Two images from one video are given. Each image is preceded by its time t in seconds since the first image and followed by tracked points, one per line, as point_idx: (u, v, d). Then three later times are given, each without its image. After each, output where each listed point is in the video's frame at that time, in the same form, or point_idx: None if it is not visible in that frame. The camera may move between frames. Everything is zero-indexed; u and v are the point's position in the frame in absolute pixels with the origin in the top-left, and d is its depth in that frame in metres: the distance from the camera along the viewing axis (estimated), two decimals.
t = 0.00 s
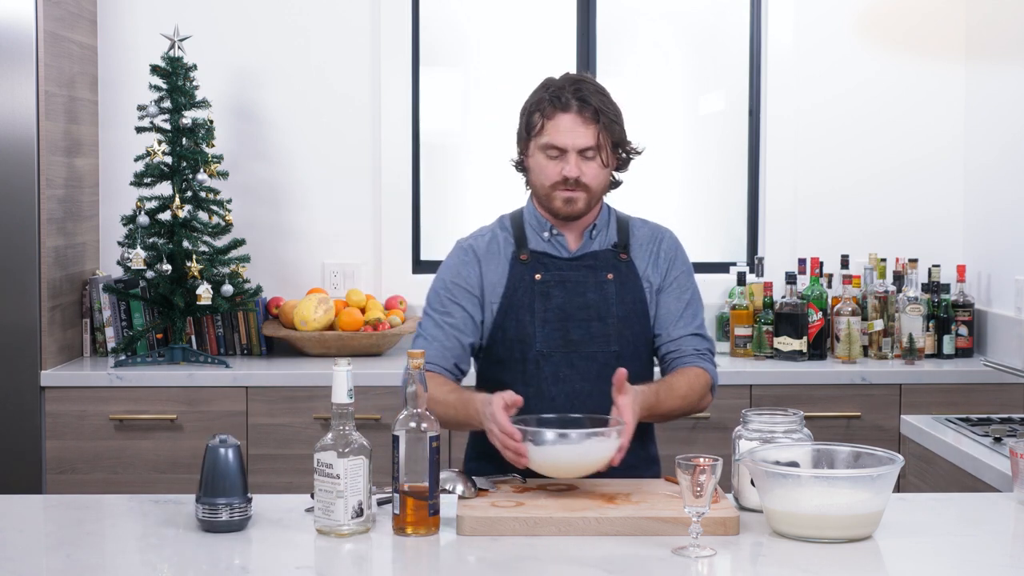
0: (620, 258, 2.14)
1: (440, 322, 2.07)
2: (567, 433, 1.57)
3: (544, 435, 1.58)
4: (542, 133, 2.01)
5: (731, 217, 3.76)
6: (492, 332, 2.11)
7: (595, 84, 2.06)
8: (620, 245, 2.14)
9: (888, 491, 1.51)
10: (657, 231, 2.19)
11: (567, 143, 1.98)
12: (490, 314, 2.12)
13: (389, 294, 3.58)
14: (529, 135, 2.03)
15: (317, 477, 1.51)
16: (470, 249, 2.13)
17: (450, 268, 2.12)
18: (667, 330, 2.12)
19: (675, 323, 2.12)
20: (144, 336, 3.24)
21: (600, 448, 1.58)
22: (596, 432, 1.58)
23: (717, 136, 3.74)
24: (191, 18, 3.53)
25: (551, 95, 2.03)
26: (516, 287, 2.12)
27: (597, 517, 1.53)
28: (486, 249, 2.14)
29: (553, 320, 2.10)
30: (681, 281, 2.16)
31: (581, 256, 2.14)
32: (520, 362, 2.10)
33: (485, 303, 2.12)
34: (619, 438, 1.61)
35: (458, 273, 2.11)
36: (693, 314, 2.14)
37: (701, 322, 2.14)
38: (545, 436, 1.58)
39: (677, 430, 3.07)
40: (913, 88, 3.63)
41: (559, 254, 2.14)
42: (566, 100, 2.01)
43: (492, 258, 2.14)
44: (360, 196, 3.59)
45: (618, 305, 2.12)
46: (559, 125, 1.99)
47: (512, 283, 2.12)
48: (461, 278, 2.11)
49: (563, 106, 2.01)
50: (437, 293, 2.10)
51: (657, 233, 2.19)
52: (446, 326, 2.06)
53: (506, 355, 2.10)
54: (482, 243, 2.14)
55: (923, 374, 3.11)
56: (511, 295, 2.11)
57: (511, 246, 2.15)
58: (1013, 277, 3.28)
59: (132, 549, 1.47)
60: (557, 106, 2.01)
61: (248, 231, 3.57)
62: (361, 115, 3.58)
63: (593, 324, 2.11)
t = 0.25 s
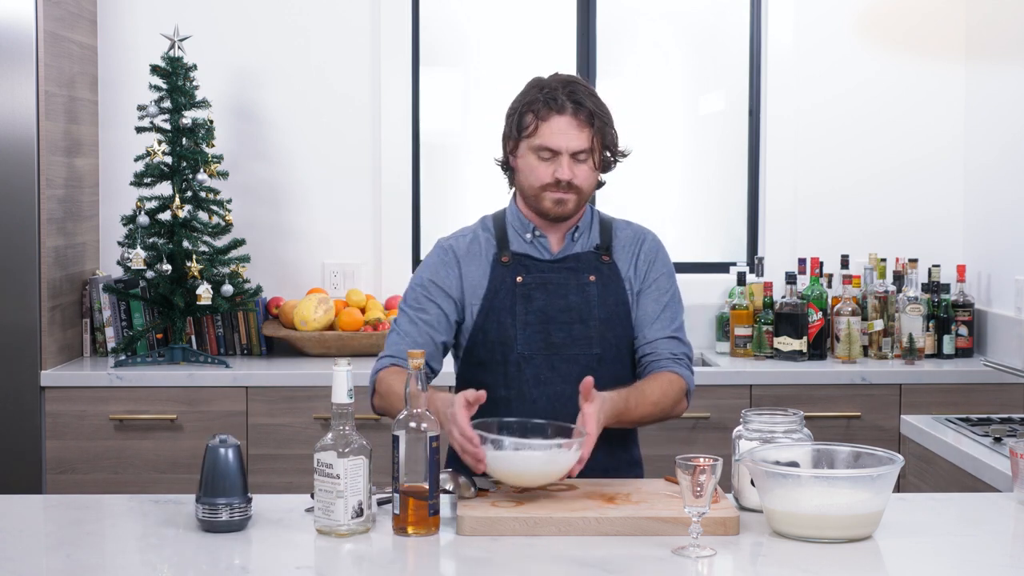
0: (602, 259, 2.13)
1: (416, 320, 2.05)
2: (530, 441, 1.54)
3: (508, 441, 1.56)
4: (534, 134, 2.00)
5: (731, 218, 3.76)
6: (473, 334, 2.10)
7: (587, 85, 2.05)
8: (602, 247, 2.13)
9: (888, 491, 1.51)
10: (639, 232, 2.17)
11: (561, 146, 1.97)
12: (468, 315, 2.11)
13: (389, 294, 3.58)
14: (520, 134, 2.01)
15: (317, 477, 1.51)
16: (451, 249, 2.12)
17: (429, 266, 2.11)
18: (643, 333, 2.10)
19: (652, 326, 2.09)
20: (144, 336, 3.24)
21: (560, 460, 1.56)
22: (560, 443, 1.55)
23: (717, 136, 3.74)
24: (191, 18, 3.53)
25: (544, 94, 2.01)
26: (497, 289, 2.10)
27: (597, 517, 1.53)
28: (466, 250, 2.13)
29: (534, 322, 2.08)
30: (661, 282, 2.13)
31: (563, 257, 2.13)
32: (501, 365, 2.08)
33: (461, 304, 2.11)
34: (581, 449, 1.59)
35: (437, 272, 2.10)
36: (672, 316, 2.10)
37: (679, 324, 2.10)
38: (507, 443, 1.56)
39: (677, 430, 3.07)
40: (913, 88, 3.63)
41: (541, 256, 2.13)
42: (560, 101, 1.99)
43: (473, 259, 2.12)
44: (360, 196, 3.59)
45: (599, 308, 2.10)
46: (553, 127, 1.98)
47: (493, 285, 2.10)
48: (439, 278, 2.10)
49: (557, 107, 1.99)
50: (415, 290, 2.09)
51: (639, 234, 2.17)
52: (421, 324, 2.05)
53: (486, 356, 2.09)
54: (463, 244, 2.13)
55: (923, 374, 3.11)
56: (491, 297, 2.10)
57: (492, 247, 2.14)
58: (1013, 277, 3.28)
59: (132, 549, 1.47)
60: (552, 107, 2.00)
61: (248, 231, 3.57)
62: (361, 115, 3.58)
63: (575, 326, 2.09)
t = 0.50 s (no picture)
0: (595, 258, 2.12)
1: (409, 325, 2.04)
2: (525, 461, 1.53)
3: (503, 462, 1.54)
4: (530, 134, 1.99)
5: (731, 218, 3.76)
6: (465, 336, 2.08)
7: (583, 86, 2.04)
8: (592, 247, 2.13)
9: (888, 491, 1.51)
10: (629, 233, 2.18)
11: (557, 147, 1.96)
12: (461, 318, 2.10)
13: (389, 294, 3.58)
14: (516, 134, 2.01)
15: (317, 477, 1.51)
16: (442, 252, 2.11)
17: (421, 269, 2.10)
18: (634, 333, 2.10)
19: (643, 326, 2.09)
20: (144, 336, 3.24)
21: (552, 478, 1.55)
22: (553, 462, 1.54)
23: (717, 136, 3.74)
24: (191, 18, 3.53)
25: (541, 94, 2.01)
26: (489, 292, 2.09)
27: (597, 517, 1.53)
28: (457, 252, 2.11)
29: (526, 324, 2.08)
30: (652, 282, 2.13)
31: (554, 258, 2.12)
32: (493, 367, 2.07)
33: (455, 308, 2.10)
34: (571, 467, 1.58)
35: (429, 275, 2.09)
36: (663, 317, 2.10)
37: (669, 324, 2.10)
38: (502, 462, 1.54)
39: (677, 429, 3.07)
40: (913, 88, 3.63)
41: (532, 257, 2.12)
42: (558, 102, 1.98)
43: (465, 261, 2.11)
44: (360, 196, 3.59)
45: (591, 308, 2.09)
46: (550, 128, 1.97)
47: (484, 287, 2.09)
48: (432, 281, 2.08)
49: (554, 108, 1.98)
50: (408, 294, 2.07)
51: (630, 234, 2.18)
52: (416, 328, 2.04)
53: (478, 359, 2.08)
54: (454, 245, 2.12)
55: (923, 374, 3.11)
56: (483, 300, 2.09)
57: (483, 249, 2.12)
58: (1013, 277, 3.28)
59: (132, 549, 1.47)
60: (549, 107, 1.99)
61: (248, 231, 3.57)
62: (361, 115, 3.58)
63: (567, 328, 2.08)
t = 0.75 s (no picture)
0: (605, 259, 2.10)
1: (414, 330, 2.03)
2: (525, 462, 1.53)
3: (502, 463, 1.54)
4: (555, 135, 1.98)
5: (731, 218, 3.76)
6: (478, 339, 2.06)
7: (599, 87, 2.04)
8: (602, 247, 2.11)
9: (888, 491, 1.51)
10: (636, 231, 2.16)
11: (585, 147, 1.97)
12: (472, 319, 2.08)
13: (389, 294, 3.58)
14: (539, 137, 2.00)
15: (317, 477, 1.51)
16: (449, 255, 2.09)
17: (427, 273, 2.08)
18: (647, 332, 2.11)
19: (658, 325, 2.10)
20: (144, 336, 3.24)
21: (551, 477, 1.55)
22: (552, 462, 1.54)
23: (716, 136, 3.74)
24: (191, 18, 3.53)
25: (563, 95, 2.00)
26: (501, 294, 2.06)
27: (597, 517, 1.53)
28: (465, 256, 2.09)
29: (540, 327, 2.05)
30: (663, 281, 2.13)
31: (566, 259, 2.10)
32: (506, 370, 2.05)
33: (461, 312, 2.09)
34: (570, 467, 1.58)
35: (436, 280, 2.06)
36: (678, 315, 2.12)
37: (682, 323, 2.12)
38: (502, 464, 1.54)
39: (677, 429, 3.07)
40: (913, 88, 3.63)
41: (544, 258, 2.10)
42: (581, 102, 1.98)
43: (476, 263, 2.08)
44: (360, 196, 3.59)
45: (604, 309, 2.07)
46: (576, 130, 1.97)
47: (496, 289, 2.06)
48: (439, 285, 2.06)
49: (579, 110, 1.98)
50: (415, 299, 2.05)
51: (637, 233, 2.16)
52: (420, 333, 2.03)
53: (490, 361, 2.05)
54: (460, 248, 2.10)
55: (923, 374, 3.11)
56: (496, 302, 2.06)
57: (492, 250, 2.10)
58: (1013, 277, 3.28)
59: (132, 549, 1.47)
60: (573, 108, 1.98)
61: (248, 231, 3.57)
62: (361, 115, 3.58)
63: (581, 330, 2.06)
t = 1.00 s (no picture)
0: (655, 266, 1.99)
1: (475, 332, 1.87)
2: (525, 463, 1.53)
3: (503, 463, 1.54)
4: (606, 138, 1.90)
5: (730, 218, 3.76)
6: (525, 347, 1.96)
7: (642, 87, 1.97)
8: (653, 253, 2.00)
9: (888, 491, 1.51)
10: (686, 233, 2.06)
11: (636, 150, 1.89)
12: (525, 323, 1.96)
13: (389, 294, 3.58)
14: (588, 140, 1.91)
15: (317, 477, 1.51)
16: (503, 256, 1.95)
17: (481, 274, 1.94)
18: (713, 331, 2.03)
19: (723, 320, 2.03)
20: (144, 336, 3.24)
21: (552, 477, 1.55)
22: (553, 462, 1.54)
23: (716, 136, 3.74)
24: (191, 18, 3.53)
25: (612, 97, 1.92)
26: (551, 296, 1.95)
27: (596, 517, 1.53)
28: (520, 257, 1.96)
29: (589, 333, 1.95)
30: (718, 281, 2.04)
31: (618, 263, 1.99)
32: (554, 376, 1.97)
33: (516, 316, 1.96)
34: (571, 467, 1.58)
35: (489, 281, 1.93)
36: (742, 315, 2.04)
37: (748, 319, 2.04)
38: (502, 464, 1.54)
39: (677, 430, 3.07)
40: (913, 88, 3.63)
41: (594, 262, 1.99)
42: (631, 104, 1.90)
43: (528, 264, 1.96)
44: (360, 196, 3.59)
45: (655, 316, 1.96)
46: (626, 131, 1.89)
47: (547, 292, 1.95)
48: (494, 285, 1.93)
49: (628, 110, 1.90)
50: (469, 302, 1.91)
51: (688, 237, 2.05)
52: (481, 335, 1.87)
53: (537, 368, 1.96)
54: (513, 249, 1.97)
55: (923, 374, 3.12)
56: (546, 306, 1.95)
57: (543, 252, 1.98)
58: (1013, 277, 3.28)
59: (132, 549, 1.47)
60: (623, 110, 1.90)
61: (248, 231, 3.57)
62: (361, 114, 3.58)
63: (630, 335, 1.95)
